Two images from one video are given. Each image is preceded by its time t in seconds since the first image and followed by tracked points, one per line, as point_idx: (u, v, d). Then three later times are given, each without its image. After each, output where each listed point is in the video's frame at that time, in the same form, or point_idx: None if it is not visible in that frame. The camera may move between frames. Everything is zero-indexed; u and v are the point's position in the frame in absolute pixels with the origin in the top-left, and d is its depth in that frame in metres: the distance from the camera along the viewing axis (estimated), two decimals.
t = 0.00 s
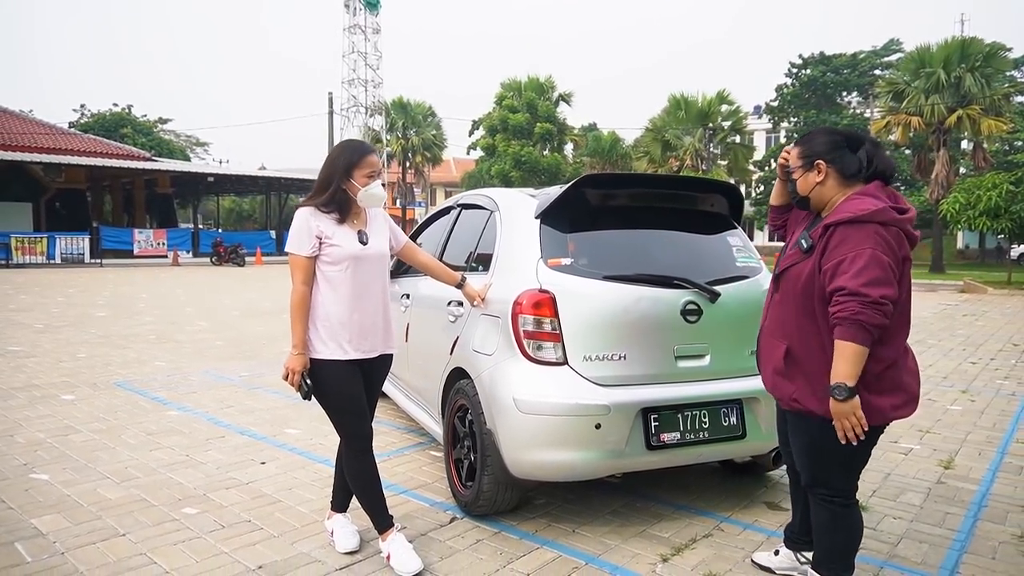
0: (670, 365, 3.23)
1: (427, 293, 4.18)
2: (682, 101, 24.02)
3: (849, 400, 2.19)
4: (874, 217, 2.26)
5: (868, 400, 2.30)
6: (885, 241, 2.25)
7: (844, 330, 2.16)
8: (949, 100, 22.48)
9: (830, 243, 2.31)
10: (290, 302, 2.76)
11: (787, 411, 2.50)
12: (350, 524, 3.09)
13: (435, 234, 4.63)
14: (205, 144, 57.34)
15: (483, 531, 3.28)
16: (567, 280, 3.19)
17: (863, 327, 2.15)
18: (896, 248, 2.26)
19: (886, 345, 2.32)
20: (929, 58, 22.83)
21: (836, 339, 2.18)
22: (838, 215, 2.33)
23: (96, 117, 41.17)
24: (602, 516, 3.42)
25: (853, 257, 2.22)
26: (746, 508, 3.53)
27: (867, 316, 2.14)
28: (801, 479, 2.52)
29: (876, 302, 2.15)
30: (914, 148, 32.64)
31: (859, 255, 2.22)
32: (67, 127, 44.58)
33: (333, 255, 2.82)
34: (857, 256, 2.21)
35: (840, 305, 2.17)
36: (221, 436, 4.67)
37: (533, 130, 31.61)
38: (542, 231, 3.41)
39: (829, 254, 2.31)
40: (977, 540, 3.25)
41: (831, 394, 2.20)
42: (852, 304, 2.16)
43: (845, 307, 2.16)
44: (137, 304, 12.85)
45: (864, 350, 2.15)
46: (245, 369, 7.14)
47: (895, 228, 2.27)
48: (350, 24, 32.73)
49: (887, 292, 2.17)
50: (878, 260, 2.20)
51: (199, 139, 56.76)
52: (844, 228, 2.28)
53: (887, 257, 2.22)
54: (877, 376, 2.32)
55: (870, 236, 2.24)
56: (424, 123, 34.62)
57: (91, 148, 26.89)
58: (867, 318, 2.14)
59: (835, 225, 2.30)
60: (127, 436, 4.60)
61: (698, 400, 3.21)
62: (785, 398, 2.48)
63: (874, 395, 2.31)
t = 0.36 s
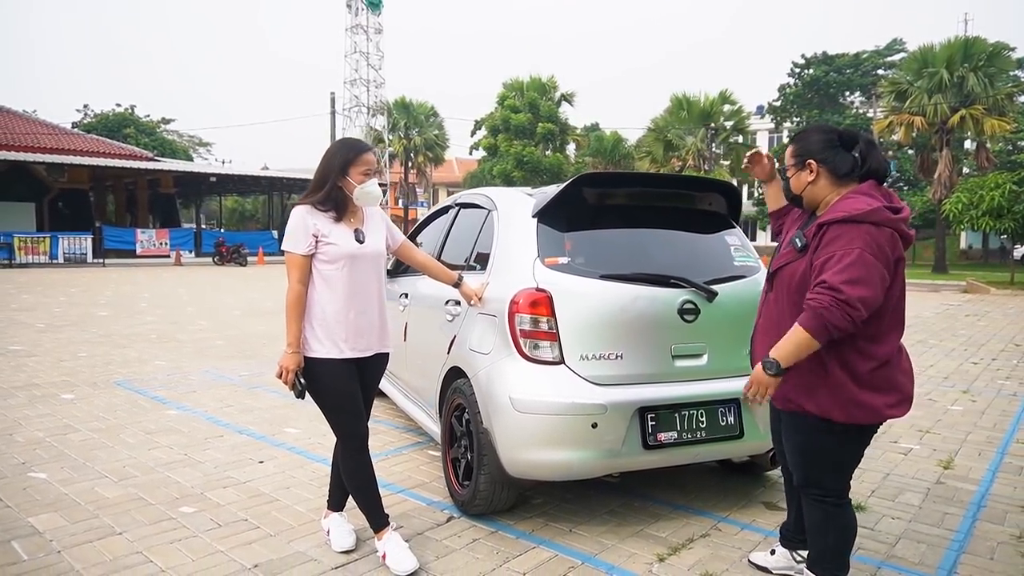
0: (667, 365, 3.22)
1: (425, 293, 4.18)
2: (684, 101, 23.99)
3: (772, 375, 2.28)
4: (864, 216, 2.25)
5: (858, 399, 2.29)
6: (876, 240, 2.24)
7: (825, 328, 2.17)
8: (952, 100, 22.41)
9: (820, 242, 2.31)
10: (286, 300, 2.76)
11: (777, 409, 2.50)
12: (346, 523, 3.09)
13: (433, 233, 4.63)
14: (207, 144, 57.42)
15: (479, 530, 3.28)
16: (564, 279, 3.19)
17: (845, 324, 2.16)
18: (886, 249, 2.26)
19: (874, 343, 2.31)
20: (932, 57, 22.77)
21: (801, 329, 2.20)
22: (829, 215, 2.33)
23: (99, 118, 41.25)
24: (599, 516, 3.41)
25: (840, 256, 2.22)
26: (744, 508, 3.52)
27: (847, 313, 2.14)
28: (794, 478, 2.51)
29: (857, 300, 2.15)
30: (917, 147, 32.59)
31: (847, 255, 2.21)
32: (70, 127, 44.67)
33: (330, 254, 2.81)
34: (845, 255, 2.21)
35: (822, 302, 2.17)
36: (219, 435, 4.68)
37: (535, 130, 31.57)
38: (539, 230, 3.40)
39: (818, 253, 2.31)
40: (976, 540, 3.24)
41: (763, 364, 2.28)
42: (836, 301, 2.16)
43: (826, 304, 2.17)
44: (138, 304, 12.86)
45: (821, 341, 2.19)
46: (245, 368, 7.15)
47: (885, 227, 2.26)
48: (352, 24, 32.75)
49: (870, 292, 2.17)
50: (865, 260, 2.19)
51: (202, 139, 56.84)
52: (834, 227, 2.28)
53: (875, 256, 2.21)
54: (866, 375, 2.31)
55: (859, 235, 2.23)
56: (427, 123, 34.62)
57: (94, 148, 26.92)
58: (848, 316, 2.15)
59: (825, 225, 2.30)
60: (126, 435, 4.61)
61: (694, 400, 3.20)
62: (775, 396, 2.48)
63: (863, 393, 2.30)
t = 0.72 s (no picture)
0: (664, 363, 3.22)
1: (423, 293, 4.17)
2: (686, 100, 23.96)
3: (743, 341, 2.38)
4: (857, 212, 2.25)
5: (850, 396, 2.28)
6: (869, 237, 2.23)
7: (803, 319, 2.19)
8: (955, 100, 22.36)
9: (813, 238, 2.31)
10: (280, 299, 2.76)
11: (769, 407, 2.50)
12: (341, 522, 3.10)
13: (431, 233, 4.63)
14: (210, 144, 57.53)
15: (475, 530, 3.27)
16: (561, 278, 3.18)
17: (829, 318, 2.17)
18: (881, 247, 2.24)
19: (867, 341, 2.30)
20: (935, 57, 22.72)
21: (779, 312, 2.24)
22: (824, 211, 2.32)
23: (102, 118, 41.31)
24: (596, 515, 3.41)
25: (829, 250, 2.22)
26: (741, 508, 3.51)
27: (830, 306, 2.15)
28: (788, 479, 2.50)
29: (844, 295, 2.15)
30: (919, 148, 32.55)
31: (836, 248, 2.21)
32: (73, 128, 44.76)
33: (324, 253, 2.81)
34: (835, 250, 2.21)
35: (804, 294, 2.18)
36: (217, 435, 4.67)
37: (537, 130, 31.55)
38: (535, 228, 3.40)
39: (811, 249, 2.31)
40: (974, 541, 3.23)
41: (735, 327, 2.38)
42: (820, 294, 2.16)
43: (810, 296, 2.17)
44: (139, 303, 12.87)
45: (795, 326, 2.22)
46: (244, 368, 7.15)
47: (878, 224, 2.25)
48: (354, 24, 32.79)
49: (858, 287, 2.17)
50: (855, 255, 2.19)
51: (204, 139, 56.93)
52: (827, 223, 2.27)
53: (867, 252, 2.21)
54: (859, 373, 2.30)
55: (850, 230, 2.23)
56: (429, 123, 34.64)
57: (96, 148, 26.95)
58: (832, 309, 2.15)
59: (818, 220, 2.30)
60: (124, 434, 4.61)
61: (691, 399, 3.20)
62: (768, 394, 2.48)
63: (853, 392, 2.29)
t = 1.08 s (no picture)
0: (661, 362, 3.22)
1: (421, 292, 4.18)
2: (688, 100, 23.95)
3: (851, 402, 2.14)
4: (859, 211, 2.24)
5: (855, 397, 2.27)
6: (870, 236, 2.23)
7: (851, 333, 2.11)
8: (958, 99, 22.32)
9: (813, 239, 2.30)
10: (278, 298, 2.75)
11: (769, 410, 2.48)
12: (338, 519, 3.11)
13: (430, 233, 4.62)
14: (213, 144, 57.63)
15: (473, 528, 3.27)
16: (558, 277, 3.18)
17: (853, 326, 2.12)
18: (880, 245, 2.24)
19: (872, 340, 2.29)
20: (938, 56, 22.68)
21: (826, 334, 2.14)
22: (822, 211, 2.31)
23: (105, 118, 41.41)
24: (594, 514, 3.40)
25: (842, 253, 2.19)
26: (739, 507, 3.51)
27: (858, 310, 2.09)
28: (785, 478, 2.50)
29: (866, 299, 2.12)
30: (922, 147, 32.52)
31: (843, 252, 2.19)
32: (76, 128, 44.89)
33: (322, 252, 2.81)
34: (844, 252, 2.19)
35: (829, 305, 2.13)
36: (216, 434, 4.68)
37: (539, 131, 31.53)
38: (532, 227, 3.40)
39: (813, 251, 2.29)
40: (972, 540, 3.22)
41: (831, 389, 2.15)
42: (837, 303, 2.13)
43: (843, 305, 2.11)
44: (141, 303, 12.89)
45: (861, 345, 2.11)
46: (245, 367, 7.17)
47: (878, 223, 2.25)
48: (356, 25, 32.84)
49: (874, 288, 2.14)
50: (864, 255, 2.17)
51: (207, 139, 57.04)
52: (827, 224, 2.26)
53: (872, 252, 2.19)
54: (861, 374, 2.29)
55: (856, 232, 2.22)
56: (431, 123, 34.67)
57: (99, 149, 27.02)
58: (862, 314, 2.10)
59: (820, 221, 2.28)
60: (123, 433, 4.61)
61: (689, 398, 3.19)
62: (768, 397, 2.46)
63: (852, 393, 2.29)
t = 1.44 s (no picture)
0: (660, 361, 3.21)
1: (420, 291, 4.18)
2: (691, 101, 23.92)
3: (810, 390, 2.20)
4: (873, 211, 2.24)
5: (863, 398, 2.27)
6: (885, 236, 2.23)
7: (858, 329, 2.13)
8: (961, 99, 22.23)
9: (826, 239, 2.29)
10: (276, 298, 2.76)
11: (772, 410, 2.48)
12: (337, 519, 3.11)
13: (429, 233, 4.62)
14: (216, 145, 57.71)
15: (471, 527, 3.27)
16: (556, 276, 3.18)
17: (869, 324, 2.13)
18: (893, 244, 2.25)
19: (881, 342, 2.30)
20: (941, 56, 22.60)
21: (841, 332, 2.14)
22: (835, 210, 2.30)
23: (108, 119, 41.51)
24: (592, 514, 3.40)
25: (857, 253, 2.19)
26: (738, 507, 3.50)
27: (870, 310, 2.12)
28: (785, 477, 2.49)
29: (879, 299, 2.14)
30: (925, 147, 32.45)
31: (860, 251, 2.19)
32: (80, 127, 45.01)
33: (319, 252, 2.82)
34: (862, 252, 2.19)
35: (846, 303, 2.13)
36: (216, 433, 4.69)
37: (542, 131, 31.52)
38: (531, 227, 3.40)
39: (826, 250, 2.28)
40: (971, 540, 3.21)
41: (800, 377, 2.21)
42: (859, 302, 2.13)
43: (862, 305, 2.12)
44: (144, 303, 12.92)
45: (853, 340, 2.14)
46: (246, 366, 7.18)
47: (891, 223, 2.26)
48: (358, 25, 32.87)
49: (888, 290, 2.16)
50: (881, 255, 2.18)
51: (211, 140, 57.13)
52: (843, 223, 2.25)
53: (888, 253, 2.21)
54: (871, 374, 2.29)
55: (872, 231, 2.22)
56: (434, 124, 34.65)
57: (102, 149, 27.07)
58: (872, 314, 2.13)
59: (834, 221, 2.27)
60: (123, 432, 4.63)
61: (687, 397, 3.19)
62: (773, 397, 2.44)
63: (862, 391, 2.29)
